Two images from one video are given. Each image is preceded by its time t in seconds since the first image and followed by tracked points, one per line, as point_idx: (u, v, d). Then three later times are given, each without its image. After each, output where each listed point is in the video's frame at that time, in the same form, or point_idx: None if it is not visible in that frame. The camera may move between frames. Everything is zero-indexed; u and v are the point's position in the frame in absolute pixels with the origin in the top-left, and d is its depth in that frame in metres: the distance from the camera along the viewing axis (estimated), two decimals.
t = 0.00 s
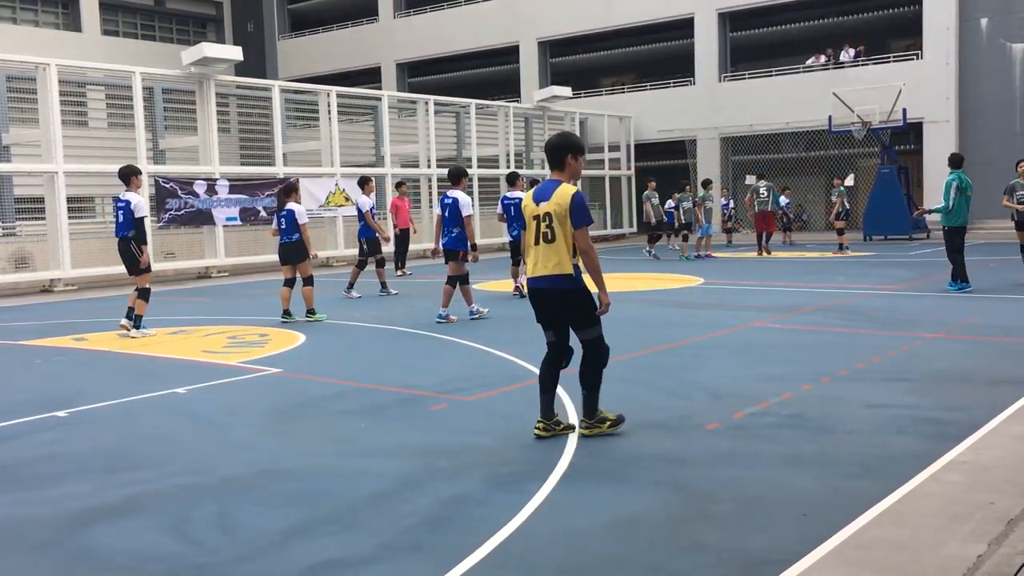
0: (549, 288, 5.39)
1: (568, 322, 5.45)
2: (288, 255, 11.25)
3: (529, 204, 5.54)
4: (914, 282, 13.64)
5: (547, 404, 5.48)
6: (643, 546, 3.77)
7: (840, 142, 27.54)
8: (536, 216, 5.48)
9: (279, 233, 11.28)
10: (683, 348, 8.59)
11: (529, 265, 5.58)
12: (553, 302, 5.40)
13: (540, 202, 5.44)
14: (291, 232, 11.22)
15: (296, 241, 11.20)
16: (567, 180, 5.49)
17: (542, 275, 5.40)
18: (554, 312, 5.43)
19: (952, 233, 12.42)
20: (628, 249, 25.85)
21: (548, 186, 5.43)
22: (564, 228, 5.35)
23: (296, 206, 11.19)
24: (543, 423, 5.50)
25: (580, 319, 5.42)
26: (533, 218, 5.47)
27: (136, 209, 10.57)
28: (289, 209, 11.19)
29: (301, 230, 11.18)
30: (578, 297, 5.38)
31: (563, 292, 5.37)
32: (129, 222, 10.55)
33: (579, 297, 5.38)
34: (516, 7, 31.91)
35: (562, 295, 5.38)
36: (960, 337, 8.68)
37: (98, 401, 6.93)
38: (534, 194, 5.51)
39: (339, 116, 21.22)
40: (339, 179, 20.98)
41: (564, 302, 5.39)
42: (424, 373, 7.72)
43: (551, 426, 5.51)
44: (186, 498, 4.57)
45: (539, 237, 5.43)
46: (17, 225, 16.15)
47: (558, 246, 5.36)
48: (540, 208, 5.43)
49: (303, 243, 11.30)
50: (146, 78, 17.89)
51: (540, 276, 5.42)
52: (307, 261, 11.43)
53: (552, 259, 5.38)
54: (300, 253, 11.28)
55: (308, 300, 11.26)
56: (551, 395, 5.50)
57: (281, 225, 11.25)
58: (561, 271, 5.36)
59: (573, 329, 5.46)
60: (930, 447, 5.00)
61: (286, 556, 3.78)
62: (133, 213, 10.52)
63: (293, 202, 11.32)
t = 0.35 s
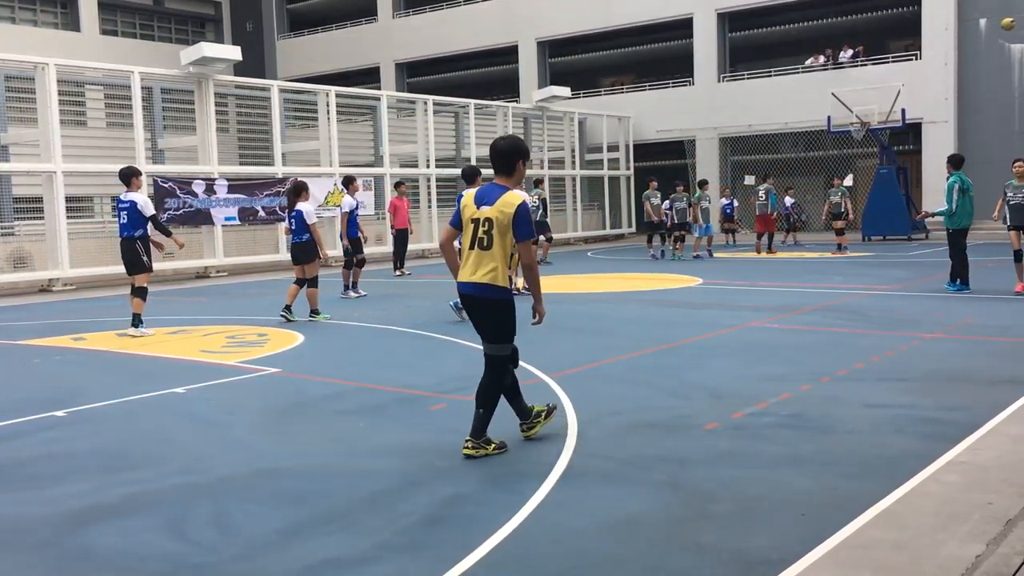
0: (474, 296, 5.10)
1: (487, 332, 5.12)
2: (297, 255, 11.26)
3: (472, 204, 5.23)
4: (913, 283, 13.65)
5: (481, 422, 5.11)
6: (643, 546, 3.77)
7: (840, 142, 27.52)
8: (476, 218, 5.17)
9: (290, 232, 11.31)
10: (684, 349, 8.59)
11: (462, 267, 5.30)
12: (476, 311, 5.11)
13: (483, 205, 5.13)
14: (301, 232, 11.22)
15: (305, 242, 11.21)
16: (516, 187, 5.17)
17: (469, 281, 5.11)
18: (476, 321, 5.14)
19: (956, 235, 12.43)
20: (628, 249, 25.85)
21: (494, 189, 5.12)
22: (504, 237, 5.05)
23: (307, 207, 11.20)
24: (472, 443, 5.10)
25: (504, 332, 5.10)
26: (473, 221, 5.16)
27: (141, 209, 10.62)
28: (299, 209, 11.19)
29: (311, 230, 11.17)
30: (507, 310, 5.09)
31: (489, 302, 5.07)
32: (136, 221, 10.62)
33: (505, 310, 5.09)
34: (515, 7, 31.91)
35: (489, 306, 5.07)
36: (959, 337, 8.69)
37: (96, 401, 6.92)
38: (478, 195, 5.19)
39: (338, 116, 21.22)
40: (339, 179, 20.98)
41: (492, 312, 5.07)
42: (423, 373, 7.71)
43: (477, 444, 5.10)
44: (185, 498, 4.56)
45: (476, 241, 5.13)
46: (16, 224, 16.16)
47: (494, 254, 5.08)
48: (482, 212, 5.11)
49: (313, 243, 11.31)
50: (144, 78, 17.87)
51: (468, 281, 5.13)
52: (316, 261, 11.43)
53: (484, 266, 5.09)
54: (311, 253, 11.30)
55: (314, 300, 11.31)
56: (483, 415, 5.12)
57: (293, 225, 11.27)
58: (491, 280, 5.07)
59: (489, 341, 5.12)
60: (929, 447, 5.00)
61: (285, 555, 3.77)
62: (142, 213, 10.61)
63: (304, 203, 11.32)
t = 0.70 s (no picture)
0: (431, 299, 4.97)
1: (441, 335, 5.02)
2: (305, 255, 11.25)
3: (406, 207, 5.10)
4: (912, 283, 13.68)
5: (474, 424, 5.08)
6: (642, 545, 3.77)
7: (840, 143, 27.50)
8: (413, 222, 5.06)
9: (297, 232, 11.34)
10: (683, 349, 8.60)
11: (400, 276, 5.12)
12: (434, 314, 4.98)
13: (421, 207, 5.04)
14: (308, 232, 11.24)
15: (312, 242, 11.22)
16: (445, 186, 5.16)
17: (424, 285, 4.97)
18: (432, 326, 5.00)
19: (958, 235, 12.43)
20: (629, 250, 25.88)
21: (429, 189, 5.05)
22: (451, 236, 5.01)
23: (314, 207, 11.21)
24: (472, 446, 5.10)
25: (461, 331, 5.02)
26: (412, 224, 5.04)
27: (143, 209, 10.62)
28: (307, 209, 11.21)
29: (319, 231, 11.22)
30: (460, 309, 5.02)
31: (444, 303, 4.98)
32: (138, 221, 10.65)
33: (461, 308, 5.02)
34: (515, 8, 31.92)
35: (444, 307, 4.98)
36: (959, 338, 8.69)
37: (97, 401, 6.93)
38: (411, 197, 5.08)
39: (338, 116, 21.22)
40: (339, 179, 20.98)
41: (449, 313, 4.98)
42: (423, 373, 7.72)
43: (375, 449, 5.04)
44: (184, 498, 4.56)
45: (420, 244, 5.01)
46: (15, 225, 16.15)
47: (443, 254, 4.99)
48: (422, 213, 5.02)
49: (319, 244, 11.30)
50: (144, 78, 17.87)
51: (420, 286, 4.98)
52: (321, 263, 11.44)
53: (435, 267, 4.98)
54: (317, 254, 11.29)
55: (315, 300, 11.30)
56: (380, 418, 5.07)
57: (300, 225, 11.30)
58: (445, 280, 4.97)
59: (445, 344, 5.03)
60: (928, 448, 5.01)
61: (285, 555, 3.77)
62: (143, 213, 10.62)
63: (313, 203, 11.33)
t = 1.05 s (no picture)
0: (382, 298, 5.01)
1: (384, 333, 5.08)
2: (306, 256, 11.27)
3: (340, 207, 4.87)
4: (913, 283, 13.70)
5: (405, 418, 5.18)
6: (642, 546, 3.77)
7: (840, 143, 27.50)
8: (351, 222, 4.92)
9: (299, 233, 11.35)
10: (684, 349, 8.61)
11: (337, 277, 4.90)
12: (383, 312, 5.02)
13: (359, 206, 4.94)
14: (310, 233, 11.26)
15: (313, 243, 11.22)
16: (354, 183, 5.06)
17: (379, 284, 4.96)
18: (380, 324, 5.03)
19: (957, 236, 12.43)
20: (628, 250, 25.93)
21: (361, 189, 4.97)
22: (389, 235, 5.08)
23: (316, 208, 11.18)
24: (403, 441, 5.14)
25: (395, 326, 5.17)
26: (354, 224, 4.90)
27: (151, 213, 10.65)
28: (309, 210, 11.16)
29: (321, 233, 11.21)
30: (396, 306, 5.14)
31: (389, 302, 5.06)
32: (144, 224, 10.68)
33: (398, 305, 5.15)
34: (516, 8, 31.92)
35: (389, 306, 5.06)
36: (959, 338, 8.70)
37: (97, 401, 6.93)
38: (345, 197, 4.90)
39: (339, 117, 21.25)
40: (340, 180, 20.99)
41: (393, 310, 5.10)
42: (423, 373, 7.74)
43: (360, 458, 4.98)
44: (185, 498, 4.56)
45: (367, 244, 4.94)
46: (16, 226, 16.17)
47: (387, 254, 5.04)
48: (363, 213, 4.94)
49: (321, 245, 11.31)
50: (145, 79, 17.86)
51: (374, 287, 4.95)
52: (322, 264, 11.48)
53: (382, 267, 5.00)
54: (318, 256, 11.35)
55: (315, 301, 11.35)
56: (352, 428, 4.97)
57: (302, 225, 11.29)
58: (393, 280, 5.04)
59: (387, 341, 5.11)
60: (928, 447, 5.01)
61: (285, 556, 3.77)
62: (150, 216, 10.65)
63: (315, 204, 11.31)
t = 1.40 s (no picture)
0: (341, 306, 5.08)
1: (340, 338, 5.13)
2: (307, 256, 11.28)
3: (305, 216, 4.88)
4: (913, 283, 13.72)
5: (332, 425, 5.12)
6: (643, 546, 3.77)
7: (841, 143, 27.49)
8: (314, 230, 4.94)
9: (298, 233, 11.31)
10: (685, 350, 8.60)
11: (304, 285, 4.87)
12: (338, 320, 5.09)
13: (320, 215, 4.97)
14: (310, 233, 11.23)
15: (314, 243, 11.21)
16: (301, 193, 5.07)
17: (341, 292, 5.05)
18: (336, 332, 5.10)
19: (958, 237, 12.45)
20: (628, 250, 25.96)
21: (319, 198, 5.01)
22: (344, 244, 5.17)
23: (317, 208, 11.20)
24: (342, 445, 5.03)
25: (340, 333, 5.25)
26: (319, 233, 4.93)
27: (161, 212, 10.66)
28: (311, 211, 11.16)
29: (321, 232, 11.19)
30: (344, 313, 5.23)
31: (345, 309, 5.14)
32: (153, 223, 10.68)
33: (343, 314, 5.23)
34: (516, 9, 31.93)
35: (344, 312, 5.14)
36: (960, 338, 8.71)
37: (98, 401, 6.95)
38: (308, 205, 4.91)
39: (339, 117, 21.27)
40: (340, 180, 20.98)
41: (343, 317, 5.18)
42: (424, 373, 7.76)
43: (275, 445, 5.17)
44: (185, 499, 4.57)
45: (330, 251, 4.99)
46: (16, 226, 16.16)
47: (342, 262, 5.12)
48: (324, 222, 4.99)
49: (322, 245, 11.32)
50: (146, 79, 17.86)
51: (336, 294, 5.02)
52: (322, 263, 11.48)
53: (339, 276, 5.08)
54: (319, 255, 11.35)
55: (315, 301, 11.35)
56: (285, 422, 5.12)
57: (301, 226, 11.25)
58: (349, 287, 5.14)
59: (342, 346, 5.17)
60: (930, 448, 5.01)
61: (285, 556, 3.77)
62: (158, 216, 10.67)
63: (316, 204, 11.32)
